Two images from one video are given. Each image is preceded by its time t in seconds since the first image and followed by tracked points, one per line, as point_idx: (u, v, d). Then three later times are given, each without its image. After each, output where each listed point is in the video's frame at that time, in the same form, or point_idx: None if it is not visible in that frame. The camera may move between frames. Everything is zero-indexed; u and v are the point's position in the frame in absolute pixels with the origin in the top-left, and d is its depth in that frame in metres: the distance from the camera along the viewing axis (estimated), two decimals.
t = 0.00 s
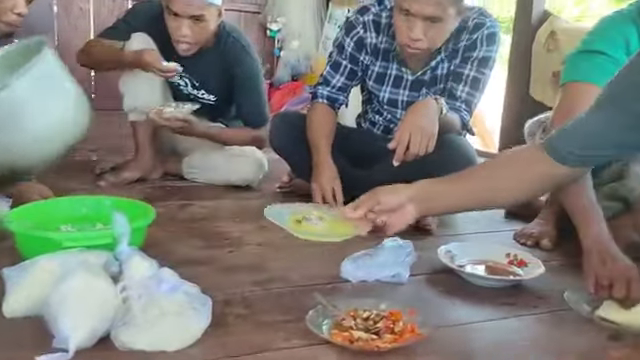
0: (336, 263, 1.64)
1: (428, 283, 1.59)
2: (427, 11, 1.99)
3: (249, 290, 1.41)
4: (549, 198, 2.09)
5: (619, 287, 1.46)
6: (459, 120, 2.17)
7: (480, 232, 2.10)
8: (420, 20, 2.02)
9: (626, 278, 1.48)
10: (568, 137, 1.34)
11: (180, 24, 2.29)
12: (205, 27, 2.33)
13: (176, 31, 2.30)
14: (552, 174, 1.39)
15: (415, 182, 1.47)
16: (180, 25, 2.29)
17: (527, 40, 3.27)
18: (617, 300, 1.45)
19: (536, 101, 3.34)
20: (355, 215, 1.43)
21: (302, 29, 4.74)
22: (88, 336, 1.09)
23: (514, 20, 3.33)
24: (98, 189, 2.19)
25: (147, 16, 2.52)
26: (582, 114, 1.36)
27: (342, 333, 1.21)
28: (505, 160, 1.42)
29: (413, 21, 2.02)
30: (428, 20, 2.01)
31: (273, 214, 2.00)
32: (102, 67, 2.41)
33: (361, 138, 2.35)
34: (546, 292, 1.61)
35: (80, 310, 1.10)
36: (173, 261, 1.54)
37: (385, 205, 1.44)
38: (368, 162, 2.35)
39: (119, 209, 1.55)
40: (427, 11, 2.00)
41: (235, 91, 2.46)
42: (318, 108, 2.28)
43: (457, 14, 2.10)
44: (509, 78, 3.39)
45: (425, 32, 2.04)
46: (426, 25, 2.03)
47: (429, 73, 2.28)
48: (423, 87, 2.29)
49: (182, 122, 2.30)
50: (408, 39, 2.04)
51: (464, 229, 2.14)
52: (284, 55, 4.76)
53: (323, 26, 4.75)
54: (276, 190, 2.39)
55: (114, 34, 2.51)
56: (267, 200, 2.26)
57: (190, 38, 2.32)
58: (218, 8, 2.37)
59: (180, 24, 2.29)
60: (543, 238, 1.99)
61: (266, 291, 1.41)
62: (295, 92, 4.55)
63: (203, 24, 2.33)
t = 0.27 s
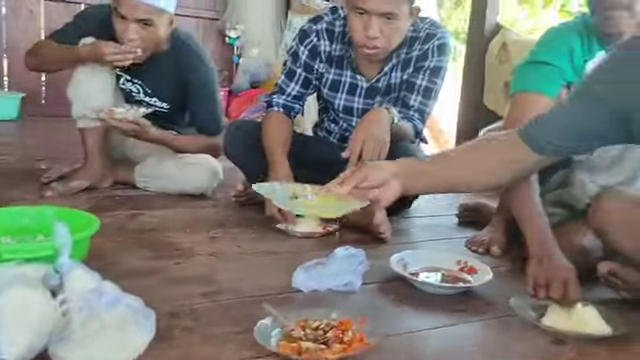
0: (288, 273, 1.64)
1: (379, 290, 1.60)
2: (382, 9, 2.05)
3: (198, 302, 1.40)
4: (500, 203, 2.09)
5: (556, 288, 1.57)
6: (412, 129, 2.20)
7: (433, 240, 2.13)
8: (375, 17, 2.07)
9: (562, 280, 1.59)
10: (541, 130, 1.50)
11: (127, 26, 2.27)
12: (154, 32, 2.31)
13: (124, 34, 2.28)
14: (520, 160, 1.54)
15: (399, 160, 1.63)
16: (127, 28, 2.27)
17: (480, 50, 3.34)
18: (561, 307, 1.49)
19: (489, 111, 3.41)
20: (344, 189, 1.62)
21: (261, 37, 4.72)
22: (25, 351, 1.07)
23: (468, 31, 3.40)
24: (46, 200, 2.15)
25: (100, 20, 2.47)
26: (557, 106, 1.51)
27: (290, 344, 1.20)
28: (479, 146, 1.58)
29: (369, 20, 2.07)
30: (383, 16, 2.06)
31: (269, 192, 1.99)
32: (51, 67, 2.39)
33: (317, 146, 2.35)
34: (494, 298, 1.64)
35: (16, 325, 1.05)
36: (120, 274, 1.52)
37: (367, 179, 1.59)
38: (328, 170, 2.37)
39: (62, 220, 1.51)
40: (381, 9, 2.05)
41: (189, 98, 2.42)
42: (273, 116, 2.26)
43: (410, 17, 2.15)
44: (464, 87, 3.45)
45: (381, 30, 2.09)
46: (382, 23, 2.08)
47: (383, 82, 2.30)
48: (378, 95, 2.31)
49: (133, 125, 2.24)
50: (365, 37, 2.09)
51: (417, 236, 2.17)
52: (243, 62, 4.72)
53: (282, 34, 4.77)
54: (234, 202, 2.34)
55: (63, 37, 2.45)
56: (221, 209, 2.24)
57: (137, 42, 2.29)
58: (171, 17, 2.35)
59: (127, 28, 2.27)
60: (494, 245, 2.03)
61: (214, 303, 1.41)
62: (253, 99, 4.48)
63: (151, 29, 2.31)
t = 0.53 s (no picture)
0: (241, 284, 1.63)
1: (332, 301, 1.60)
2: (339, 13, 2.06)
3: (147, 316, 1.38)
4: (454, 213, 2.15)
5: (486, 289, 1.71)
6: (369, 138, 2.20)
7: (389, 248, 2.15)
8: (332, 21, 2.08)
9: (493, 278, 1.72)
10: (520, 121, 1.58)
11: (78, 36, 2.22)
12: (106, 42, 2.26)
13: (74, 44, 2.24)
14: (500, 152, 1.61)
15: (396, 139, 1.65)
16: (78, 38, 2.22)
17: (437, 60, 3.41)
18: (511, 314, 1.51)
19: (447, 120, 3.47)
20: (343, 165, 1.60)
21: (222, 43, 4.65)
22: None
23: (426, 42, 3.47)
24: None
25: (51, 27, 2.41)
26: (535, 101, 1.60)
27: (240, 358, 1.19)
28: (463, 133, 1.65)
29: (326, 23, 2.08)
30: (339, 21, 2.08)
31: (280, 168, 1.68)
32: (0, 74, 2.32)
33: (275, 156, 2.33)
34: (447, 306, 1.66)
35: None
36: (67, 289, 1.49)
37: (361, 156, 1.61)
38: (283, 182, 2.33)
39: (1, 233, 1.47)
40: (337, 13, 2.07)
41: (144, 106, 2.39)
42: (230, 125, 2.26)
43: (365, 23, 2.16)
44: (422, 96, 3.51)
45: (338, 35, 2.10)
46: (338, 27, 2.09)
47: (340, 89, 2.31)
48: (335, 102, 2.32)
49: (85, 137, 2.22)
50: (321, 41, 2.11)
51: (373, 244, 2.18)
52: (203, 69, 4.71)
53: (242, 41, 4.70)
54: (187, 209, 2.36)
55: (11, 45, 2.38)
56: (176, 219, 2.22)
57: (89, 53, 2.24)
58: (123, 24, 2.30)
59: (78, 38, 2.22)
60: (448, 252, 2.06)
61: (164, 316, 1.39)
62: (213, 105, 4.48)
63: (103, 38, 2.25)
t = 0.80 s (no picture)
0: (201, 298, 1.62)
1: (293, 313, 1.60)
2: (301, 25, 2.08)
3: (103, 333, 1.36)
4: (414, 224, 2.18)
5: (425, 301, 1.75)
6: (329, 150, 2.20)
7: (351, 259, 2.15)
8: (295, 34, 2.09)
9: (432, 288, 1.75)
10: (505, 125, 1.59)
11: (34, 44, 2.17)
12: (62, 50, 2.22)
13: (30, 53, 2.18)
14: (486, 153, 1.61)
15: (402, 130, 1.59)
16: (34, 46, 2.17)
17: (399, 71, 3.47)
18: (468, 324, 1.55)
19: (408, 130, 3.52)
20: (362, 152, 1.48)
21: (184, 52, 4.61)
22: None
23: (388, 53, 3.52)
24: None
25: (7, 34, 2.34)
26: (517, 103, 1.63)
27: None
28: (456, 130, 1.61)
29: (288, 36, 2.09)
30: (302, 32, 2.09)
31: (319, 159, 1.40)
32: None
33: (236, 168, 2.31)
34: (406, 316, 1.68)
35: None
36: (20, 306, 1.46)
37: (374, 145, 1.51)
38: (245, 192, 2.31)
39: None
40: (298, 25, 2.08)
41: (101, 115, 2.36)
42: (189, 134, 2.24)
43: (326, 33, 2.19)
44: (384, 107, 3.56)
45: (300, 47, 2.11)
46: (301, 38, 2.10)
47: (301, 100, 2.31)
48: (296, 113, 2.32)
49: (39, 150, 2.17)
50: (283, 52, 2.11)
51: (335, 255, 2.19)
52: (165, 79, 4.62)
53: (206, 50, 4.68)
54: (146, 222, 2.32)
55: None
56: (135, 232, 2.19)
57: (46, 62, 2.19)
58: (81, 31, 2.27)
59: (35, 45, 2.17)
60: (408, 262, 2.08)
61: (120, 333, 1.37)
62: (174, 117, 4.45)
63: (61, 47, 2.21)
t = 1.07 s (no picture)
0: (169, 313, 1.60)
1: (262, 326, 1.59)
2: (258, 50, 2.02)
3: (67, 350, 1.34)
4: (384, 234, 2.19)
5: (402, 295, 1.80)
6: (300, 160, 2.23)
7: (321, 269, 2.16)
8: (253, 59, 2.04)
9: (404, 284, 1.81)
10: (487, 133, 1.75)
11: None
12: (29, 57, 2.20)
13: None
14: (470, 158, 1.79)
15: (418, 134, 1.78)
16: None
17: (371, 81, 3.50)
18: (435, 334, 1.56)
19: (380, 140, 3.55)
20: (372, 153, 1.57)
21: (155, 61, 4.57)
22: None
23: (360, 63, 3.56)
24: None
25: None
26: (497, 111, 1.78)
27: None
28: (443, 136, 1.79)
29: (246, 60, 2.04)
30: (259, 59, 2.04)
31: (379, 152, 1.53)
32: None
33: (206, 178, 2.33)
34: (375, 327, 1.68)
35: None
36: None
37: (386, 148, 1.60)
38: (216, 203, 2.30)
39: None
40: (257, 50, 2.02)
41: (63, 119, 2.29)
42: (157, 144, 2.22)
43: (291, 51, 2.15)
44: (355, 117, 3.58)
45: (260, 70, 2.07)
46: (259, 64, 2.06)
47: (271, 111, 2.30)
48: (266, 124, 2.32)
49: None
50: (243, 75, 2.06)
51: (306, 266, 2.18)
52: (135, 87, 4.59)
53: (177, 59, 4.63)
54: (114, 235, 2.29)
55: None
56: (102, 244, 2.16)
57: (10, 68, 2.17)
58: (49, 38, 2.25)
59: None
60: (379, 272, 2.06)
61: (85, 350, 1.35)
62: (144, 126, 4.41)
63: (27, 54, 2.19)
